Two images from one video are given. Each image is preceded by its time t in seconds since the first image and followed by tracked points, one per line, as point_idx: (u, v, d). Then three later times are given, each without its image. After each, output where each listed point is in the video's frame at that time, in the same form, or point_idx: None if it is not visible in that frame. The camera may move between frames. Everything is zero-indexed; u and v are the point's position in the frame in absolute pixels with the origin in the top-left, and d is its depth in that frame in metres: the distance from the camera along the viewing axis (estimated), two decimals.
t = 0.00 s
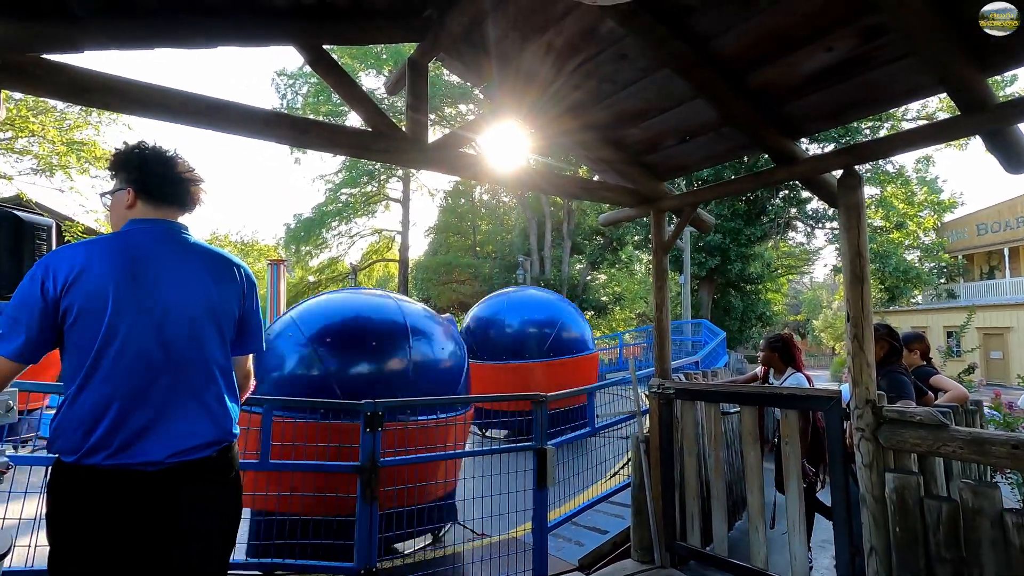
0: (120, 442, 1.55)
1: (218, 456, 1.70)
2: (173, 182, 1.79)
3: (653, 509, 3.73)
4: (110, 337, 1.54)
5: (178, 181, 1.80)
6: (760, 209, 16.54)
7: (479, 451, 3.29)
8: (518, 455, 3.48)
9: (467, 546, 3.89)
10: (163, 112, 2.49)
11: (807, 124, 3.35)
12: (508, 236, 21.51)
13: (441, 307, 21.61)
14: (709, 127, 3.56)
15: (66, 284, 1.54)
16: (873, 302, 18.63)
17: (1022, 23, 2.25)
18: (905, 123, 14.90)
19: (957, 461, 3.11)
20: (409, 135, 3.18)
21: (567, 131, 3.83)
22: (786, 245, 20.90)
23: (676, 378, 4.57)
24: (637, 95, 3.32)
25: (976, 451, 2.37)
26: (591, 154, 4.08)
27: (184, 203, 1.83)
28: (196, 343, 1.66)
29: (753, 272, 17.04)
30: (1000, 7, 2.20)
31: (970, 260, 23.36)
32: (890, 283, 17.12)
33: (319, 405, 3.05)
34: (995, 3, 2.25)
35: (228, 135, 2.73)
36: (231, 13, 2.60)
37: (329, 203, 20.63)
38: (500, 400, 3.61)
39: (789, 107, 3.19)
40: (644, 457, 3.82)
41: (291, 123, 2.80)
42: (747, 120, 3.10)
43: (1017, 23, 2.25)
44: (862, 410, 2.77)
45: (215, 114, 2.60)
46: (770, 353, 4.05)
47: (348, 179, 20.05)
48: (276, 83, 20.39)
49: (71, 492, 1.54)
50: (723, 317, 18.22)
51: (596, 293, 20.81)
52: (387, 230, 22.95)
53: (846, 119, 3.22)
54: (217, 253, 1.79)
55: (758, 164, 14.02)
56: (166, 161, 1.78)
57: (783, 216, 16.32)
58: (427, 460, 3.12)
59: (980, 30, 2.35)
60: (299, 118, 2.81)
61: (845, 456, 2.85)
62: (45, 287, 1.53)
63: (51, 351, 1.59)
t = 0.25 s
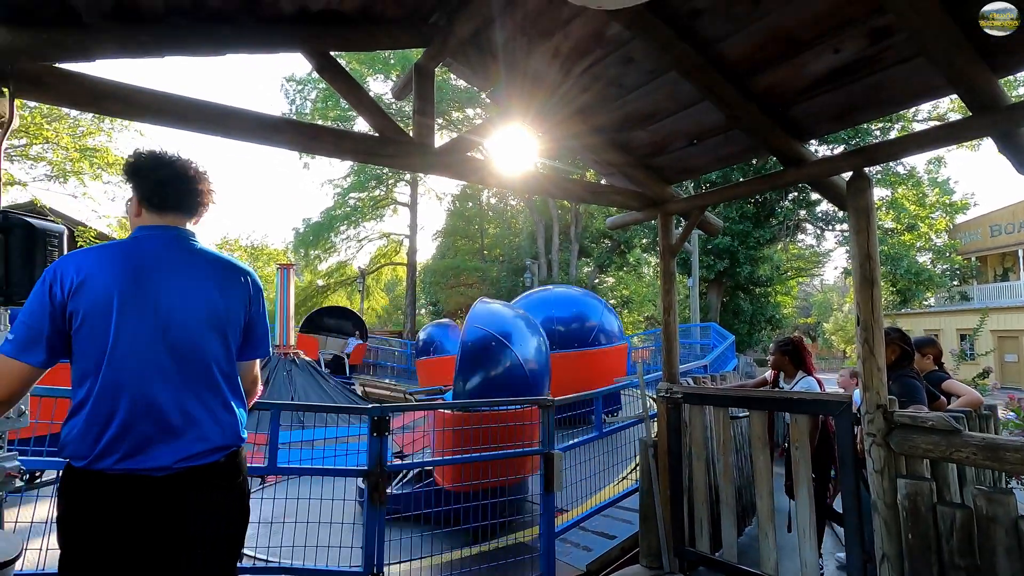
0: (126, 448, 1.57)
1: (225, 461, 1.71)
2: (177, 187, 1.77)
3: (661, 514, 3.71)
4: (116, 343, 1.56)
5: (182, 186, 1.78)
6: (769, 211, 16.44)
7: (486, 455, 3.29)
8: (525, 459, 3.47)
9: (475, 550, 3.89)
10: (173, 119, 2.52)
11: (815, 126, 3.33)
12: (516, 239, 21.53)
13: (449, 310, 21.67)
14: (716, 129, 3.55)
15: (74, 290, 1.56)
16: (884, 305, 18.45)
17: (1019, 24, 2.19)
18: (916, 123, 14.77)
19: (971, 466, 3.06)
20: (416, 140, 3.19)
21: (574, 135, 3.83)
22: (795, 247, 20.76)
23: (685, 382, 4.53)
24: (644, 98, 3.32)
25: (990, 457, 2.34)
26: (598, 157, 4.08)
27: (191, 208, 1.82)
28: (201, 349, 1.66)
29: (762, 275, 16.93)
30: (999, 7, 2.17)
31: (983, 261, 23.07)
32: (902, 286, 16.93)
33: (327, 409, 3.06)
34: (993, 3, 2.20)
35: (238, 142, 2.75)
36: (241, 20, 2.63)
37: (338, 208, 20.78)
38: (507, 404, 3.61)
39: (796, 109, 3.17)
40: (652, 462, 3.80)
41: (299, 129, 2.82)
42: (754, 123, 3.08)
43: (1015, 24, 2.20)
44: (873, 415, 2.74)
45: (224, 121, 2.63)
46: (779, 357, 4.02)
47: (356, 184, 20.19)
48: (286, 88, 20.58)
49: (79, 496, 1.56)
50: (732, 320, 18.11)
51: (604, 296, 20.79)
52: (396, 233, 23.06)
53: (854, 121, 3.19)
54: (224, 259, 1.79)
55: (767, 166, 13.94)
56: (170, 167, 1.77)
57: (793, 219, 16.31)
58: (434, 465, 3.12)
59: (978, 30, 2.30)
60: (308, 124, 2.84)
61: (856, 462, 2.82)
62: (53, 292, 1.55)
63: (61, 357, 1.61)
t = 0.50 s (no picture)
0: (126, 450, 1.56)
1: (226, 465, 1.71)
2: (185, 191, 1.78)
3: (668, 519, 3.67)
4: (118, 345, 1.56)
5: (190, 191, 1.79)
6: (778, 213, 16.44)
7: (492, 459, 3.26)
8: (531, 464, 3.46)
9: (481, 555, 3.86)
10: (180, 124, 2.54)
11: (823, 127, 3.29)
12: (523, 242, 21.52)
13: (456, 313, 21.68)
14: (723, 131, 3.52)
15: (76, 292, 1.56)
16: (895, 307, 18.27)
17: (1022, 23, 2.16)
18: (927, 124, 14.63)
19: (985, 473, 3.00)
20: (421, 143, 3.19)
21: (580, 139, 3.81)
22: (804, 249, 20.61)
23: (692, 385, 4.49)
24: (651, 100, 3.29)
25: (1004, 463, 2.29)
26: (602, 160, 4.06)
27: (198, 213, 1.82)
28: (202, 352, 1.66)
29: (771, 277, 16.83)
30: (999, 6, 2.14)
31: (996, 263, 22.82)
32: (913, 288, 16.75)
33: (331, 414, 3.05)
34: (995, 3, 2.18)
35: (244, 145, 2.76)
36: (245, 24, 2.64)
37: (345, 211, 20.90)
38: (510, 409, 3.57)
39: (804, 110, 3.14)
40: (659, 465, 3.76)
41: (303, 132, 2.82)
42: (761, 124, 3.05)
43: (1017, 24, 2.16)
44: (883, 419, 2.70)
45: (229, 125, 2.64)
46: (788, 360, 3.98)
47: (363, 187, 20.29)
48: (293, 93, 20.73)
49: (79, 497, 1.56)
50: (740, 324, 17.97)
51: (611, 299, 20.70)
52: (403, 237, 23.12)
53: (863, 122, 3.15)
54: (226, 262, 1.79)
55: (775, 168, 13.85)
56: (178, 171, 1.77)
57: (801, 221, 16.35)
58: (438, 469, 3.11)
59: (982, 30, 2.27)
60: (312, 128, 2.84)
61: (866, 467, 2.78)
62: (55, 293, 1.55)
63: (62, 357, 1.61)
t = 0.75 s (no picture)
0: (125, 460, 1.57)
1: (223, 476, 1.72)
2: (185, 205, 1.80)
3: (675, 528, 3.64)
4: (116, 356, 1.57)
5: (190, 204, 1.81)
6: (788, 217, 16.31)
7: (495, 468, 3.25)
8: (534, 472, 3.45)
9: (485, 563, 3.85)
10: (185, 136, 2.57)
11: (828, 132, 3.26)
12: (532, 247, 21.52)
13: (465, 318, 21.70)
14: (727, 137, 3.50)
15: (75, 304, 1.57)
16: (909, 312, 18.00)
17: (1022, 22, 2.13)
18: (939, 126, 14.46)
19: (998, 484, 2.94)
20: (423, 151, 3.21)
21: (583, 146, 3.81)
22: (816, 253, 20.41)
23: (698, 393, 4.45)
24: (653, 106, 3.28)
25: (1015, 474, 2.23)
26: (606, 167, 4.05)
27: (197, 226, 1.84)
28: (200, 363, 1.67)
29: (782, 282, 16.67)
30: (998, 6, 2.11)
31: (1014, 267, 22.43)
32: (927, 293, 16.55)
33: (334, 422, 3.06)
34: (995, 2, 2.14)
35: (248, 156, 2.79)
36: (247, 36, 2.66)
37: (355, 218, 21.06)
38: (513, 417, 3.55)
39: (809, 115, 3.11)
40: (665, 474, 3.73)
41: (306, 143, 2.84)
42: (765, 129, 3.03)
43: (1017, 23, 2.13)
44: (892, 430, 2.67)
45: (231, 136, 2.66)
46: (796, 368, 3.93)
47: (373, 194, 20.46)
48: (304, 101, 20.96)
49: (78, 507, 1.57)
50: (751, 329, 17.79)
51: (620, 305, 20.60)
52: (412, 242, 23.22)
53: (868, 126, 3.12)
54: (224, 274, 1.81)
55: (784, 172, 13.75)
56: (178, 185, 1.79)
57: (812, 225, 16.20)
58: (441, 477, 3.10)
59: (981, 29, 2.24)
60: (315, 138, 2.87)
61: (874, 478, 2.74)
62: (56, 305, 1.57)
63: (62, 368, 1.63)
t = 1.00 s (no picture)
0: (146, 461, 1.61)
1: (242, 477, 1.75)
2: (205, 212, 1.84)
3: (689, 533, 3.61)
4: (138, 359, 1.61)
5: (210, 212, 1.85)
6: (803, 221, 16.17)
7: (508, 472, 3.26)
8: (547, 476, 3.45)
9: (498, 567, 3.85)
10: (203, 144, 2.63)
11: (840, 135, 3.24)
12: (543, 252, 21.51)
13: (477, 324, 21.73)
14: (739, 141, 3.49)
15: (99, 309, 1.62)
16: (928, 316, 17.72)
17: (1022, 23, 2.10)
18: (957, 128, 14.26)
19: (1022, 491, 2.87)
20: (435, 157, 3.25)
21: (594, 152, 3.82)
22: (831, 257, 20.18)
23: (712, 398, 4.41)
24: (664, 111, 3.29)
25: None
26: (617, 172, 4.06)
27: (216, 233, 1.87)
28: (218, 366, 1.70)
29: (797, 286, 16.50)
30: (999, 6, 2.07)
31: None
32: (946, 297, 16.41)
33: (348, 426, 3.09)
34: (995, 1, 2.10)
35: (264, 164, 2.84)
36: (263, 46, 2.71)
37: (368, 224, 21.23)
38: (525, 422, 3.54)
39: (821, 118, 3.10)
40: (679, 479, 3.71)
41: (321, 150, 2.89)
42: (777, 133, 3.02)
43: (1018, 23, 2.10)
44: (910, 434, 2.63)
45: (247, 144, 2.72)
46: (812, 372, 3.89)
47: (386, 201, 20.62)
48: (318, 109, 21.22)
49: (100, 506, 1.61)
50: (766, 333, 17.59)
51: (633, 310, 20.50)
52: (424, 248, 23.34)
53: (881, 128, 3.10)
54: (242, 279, 1.84)
55: (798, 175, 13.64)
56: (198, 193, 1.84)
57: (827, 228, 16.03)
58: (454, 481, 3.12)
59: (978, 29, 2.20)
60: (329, 146, 2.92)
61: (893, 484, 2.70)
62: (81, 309, 1.62)
63: (86, 371, 1.67)
